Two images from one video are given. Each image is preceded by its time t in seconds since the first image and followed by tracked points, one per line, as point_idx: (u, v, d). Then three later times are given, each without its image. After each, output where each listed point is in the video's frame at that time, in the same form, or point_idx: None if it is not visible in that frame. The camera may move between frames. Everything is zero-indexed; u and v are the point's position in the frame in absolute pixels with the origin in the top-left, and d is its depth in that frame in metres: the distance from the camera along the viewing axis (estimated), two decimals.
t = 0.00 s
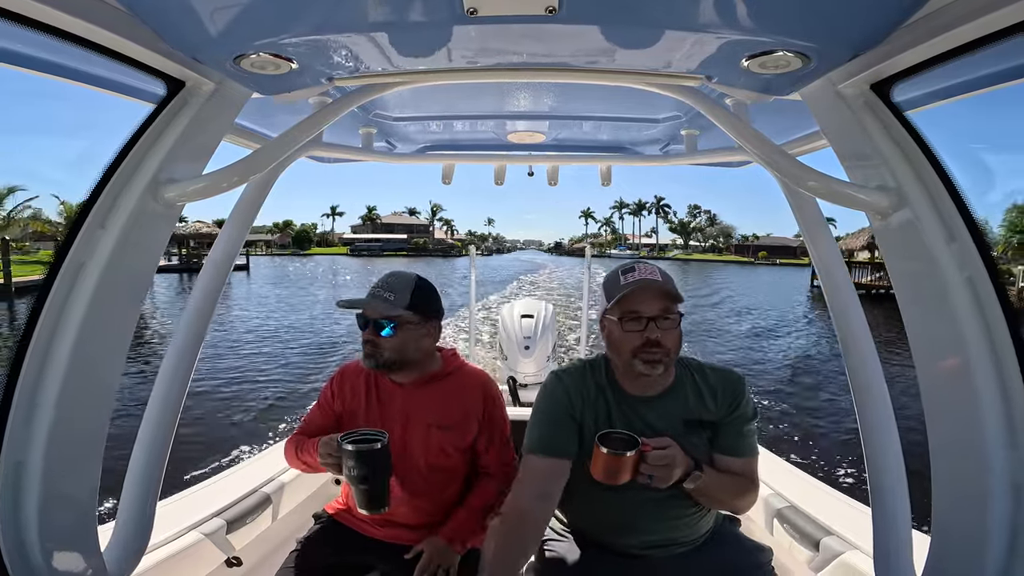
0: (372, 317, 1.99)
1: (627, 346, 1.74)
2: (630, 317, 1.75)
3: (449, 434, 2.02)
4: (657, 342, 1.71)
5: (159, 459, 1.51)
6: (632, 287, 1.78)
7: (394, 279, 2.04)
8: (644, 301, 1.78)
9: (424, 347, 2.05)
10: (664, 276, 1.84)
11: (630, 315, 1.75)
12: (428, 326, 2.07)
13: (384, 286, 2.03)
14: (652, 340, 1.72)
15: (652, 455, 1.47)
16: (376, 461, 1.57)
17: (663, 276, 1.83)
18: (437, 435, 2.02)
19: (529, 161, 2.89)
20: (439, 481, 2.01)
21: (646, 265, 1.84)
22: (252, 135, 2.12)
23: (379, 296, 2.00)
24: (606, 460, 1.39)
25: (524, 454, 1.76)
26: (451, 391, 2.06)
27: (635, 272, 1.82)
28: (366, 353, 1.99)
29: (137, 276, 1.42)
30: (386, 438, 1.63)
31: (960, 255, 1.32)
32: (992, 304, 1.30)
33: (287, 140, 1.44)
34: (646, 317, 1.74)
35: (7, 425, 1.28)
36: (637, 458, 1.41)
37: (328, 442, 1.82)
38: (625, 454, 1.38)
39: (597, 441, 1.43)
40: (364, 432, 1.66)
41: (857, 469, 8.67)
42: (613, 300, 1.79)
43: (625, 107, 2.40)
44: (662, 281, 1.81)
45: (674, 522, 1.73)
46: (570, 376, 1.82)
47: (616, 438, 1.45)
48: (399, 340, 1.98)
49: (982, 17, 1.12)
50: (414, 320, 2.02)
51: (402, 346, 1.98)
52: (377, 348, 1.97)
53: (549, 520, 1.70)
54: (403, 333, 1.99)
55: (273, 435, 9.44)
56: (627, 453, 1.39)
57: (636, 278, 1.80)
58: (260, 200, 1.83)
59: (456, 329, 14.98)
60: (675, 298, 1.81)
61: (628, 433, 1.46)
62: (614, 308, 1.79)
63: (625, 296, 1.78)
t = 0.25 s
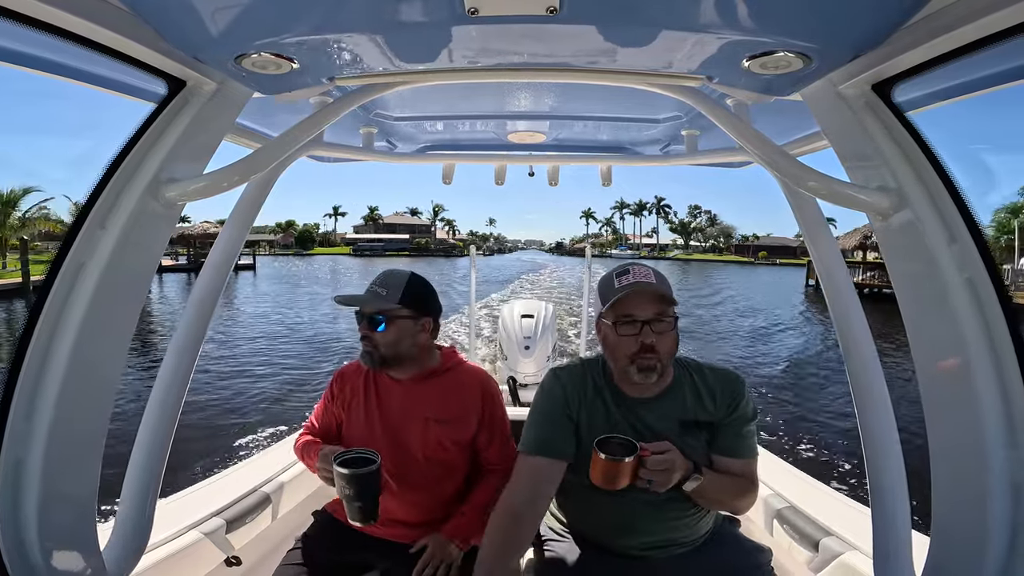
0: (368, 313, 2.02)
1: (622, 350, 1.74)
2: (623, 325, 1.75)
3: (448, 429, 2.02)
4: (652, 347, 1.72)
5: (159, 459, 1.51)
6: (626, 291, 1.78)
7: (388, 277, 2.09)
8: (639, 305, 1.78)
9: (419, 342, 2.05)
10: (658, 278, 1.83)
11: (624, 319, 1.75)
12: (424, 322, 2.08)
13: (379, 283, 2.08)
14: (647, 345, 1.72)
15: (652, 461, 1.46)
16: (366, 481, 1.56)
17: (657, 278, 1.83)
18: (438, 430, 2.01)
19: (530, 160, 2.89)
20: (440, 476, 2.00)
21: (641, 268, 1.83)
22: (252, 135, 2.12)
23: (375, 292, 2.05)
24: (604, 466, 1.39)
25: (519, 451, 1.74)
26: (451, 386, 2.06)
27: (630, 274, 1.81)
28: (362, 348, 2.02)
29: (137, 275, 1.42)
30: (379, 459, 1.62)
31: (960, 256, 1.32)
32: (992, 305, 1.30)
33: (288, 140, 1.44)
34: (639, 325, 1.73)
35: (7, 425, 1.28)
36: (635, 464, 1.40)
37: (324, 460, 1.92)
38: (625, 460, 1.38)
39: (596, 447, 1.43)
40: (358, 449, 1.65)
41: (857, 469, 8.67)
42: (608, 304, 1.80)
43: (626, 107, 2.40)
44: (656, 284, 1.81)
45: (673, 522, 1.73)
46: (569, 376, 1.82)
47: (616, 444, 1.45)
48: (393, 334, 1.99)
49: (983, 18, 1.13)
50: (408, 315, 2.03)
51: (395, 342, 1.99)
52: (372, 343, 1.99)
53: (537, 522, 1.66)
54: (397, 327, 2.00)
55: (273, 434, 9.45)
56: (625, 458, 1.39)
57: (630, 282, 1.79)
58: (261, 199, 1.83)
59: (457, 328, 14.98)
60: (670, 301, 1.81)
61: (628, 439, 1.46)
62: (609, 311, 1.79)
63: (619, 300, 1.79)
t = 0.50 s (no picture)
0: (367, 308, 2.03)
1: (623, 346, 1.74)
2: (625, 322, 1.75)
3: (449, 424, 2.00)
4: (653, 344, 1.71)
5: (158, 459, 1.51)
6: (628, 289, 1.78)
7: (387, 274, 2.13)
8: (640, 302, 1.79)
9: (417, 337, 2.06)
10: (660, 276, 1.84)
11: (626, 316, 1.75)
12: (421, 317, 2.09)
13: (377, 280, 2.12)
14: (648, 341, 1.72)
15: (649, 455, 1.45)
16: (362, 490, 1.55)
17: (659, 276, 1.84)
18: (438, 424, 2.00)
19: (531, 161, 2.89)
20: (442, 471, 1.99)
21: (643, 266, 1.83)
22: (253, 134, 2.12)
23: (373, 290, 2.08)
24: (601, 460, 1.39)
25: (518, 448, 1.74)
26: (451, 381, 2.06)
27: (632, 273, 1.81)
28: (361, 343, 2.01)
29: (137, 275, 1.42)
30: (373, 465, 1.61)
31: (960, 256, 1.32)
32: (993, 305, 1.30)
33: (288, 140, 1.44)
34: (640, 322, 1.73)
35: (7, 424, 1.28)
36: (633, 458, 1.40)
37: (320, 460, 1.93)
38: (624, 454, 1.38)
39: (595, 441, 1.43)
40: (356, 454, 1.64)
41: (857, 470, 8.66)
42: (609, 301, 1.80)
43: (627, 107, 2.40)
44: (658, 283, 1.81)
45: (673, 522, 1.73)
46: (570, 374, 1.82)
47: (615, 437, 1.46)
48: (391, 328, 2.00)
49: (984, 19, 1.13)
50: (405, 309, 2.04)
51: (393, 335, 1.99)
52: (371, 337, 1.99)
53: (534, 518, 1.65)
54: (394, 321, 2.01)
55: (273, 434, 9.45)
56: (623, 451, 1.39)
57: (632, 280, 1.79)
58: (263, 198, 1.83)
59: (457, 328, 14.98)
60: (672, 300, 1.81)
61: (627, 433, 1.46)
62: (611, 308, 1.80)
63: (622, 297, 1.79)
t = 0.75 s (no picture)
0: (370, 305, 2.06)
1: (628, 344, 1.74)
2: (628, 320, 1.75)
3: (453, 424, 2.01)
4: (657, 341, 1.71)
5: (158, 460, 1.51)
6: (634, 286, 1.78)
7: (390, 272, 2.16)
8: (644, 300, 1.79)
9: (420, 333, 2.08)
10: (664, 275, 1.83)
11: (631, 314, 1.75)
12: (423, 313, 2.11)
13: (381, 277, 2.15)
14: (652, 339, 1.72)
15: (655, 450, 1.45)
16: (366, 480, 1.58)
17: (664, 276, 1.83)
18: (440, 418, 2.00)
19: (531, 161, 2.89)
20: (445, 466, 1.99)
21: (647, 265, 1.83)
22: (253, 134, 2.12)
23: (377, 287, 2.11)
24: (607, 455, 1.39)
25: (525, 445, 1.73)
26: (454, 380, 2.07)
27: (636, 272, 1.81)
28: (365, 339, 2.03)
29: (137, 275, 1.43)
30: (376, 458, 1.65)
31: (960, 257, 1.32)
32: (993, 306, 1.29)
33: (289, 139, 1.44)
34: (644, 319, 1.73)
35: (7, 423, 1.27)
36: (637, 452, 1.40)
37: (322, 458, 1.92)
38: (628, 447, 1.38)
39: (601, 436, 1.43)
40: (358, 449, 1.69)
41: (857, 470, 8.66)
42: (613, 299, 1.80)
43: (627, 107, 2.40)
44: (663, 281, 1.81)
45: (674, 521, 1.73)
46: (572, 372, 1.82)
47: (619, 433, 1.46)
48: (394, 324, 2.02)
49: (985, 19, 1.12)
50: (408, 306, 2.07)
51: (396, 331, 2.02)
52: (375, 333, 2.01)
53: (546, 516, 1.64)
54: (397, 317, 2.04)
55: (273, 433, 9.46)
56: (628, 446, 1.39)
57: (636, 279, 1.79)
58: (263, 198, 1.83)
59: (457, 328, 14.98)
60: (674, 298, 1.82)
61: (631, 429, 1.47)
62: (616, 306, 1.79)
63: (627, 295, 1.79)
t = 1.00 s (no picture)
0: (377, 302, 2.09)
1: (630, 347, 1.74)
2: (631, 323, 1.74)
3: (456, 424, 2.02)
4: (660, 344, 1.71)
5: (160, 460, 1.52)
6: (637, 289, 1.78)
7: (398, 271, 2.19)
8: (647, 303, 1.79)
9: (426, 330, 2.11)
10: (667, 278, 1.82)
11: (633, 317, 1.76)
12: (429, 311, 2.14)
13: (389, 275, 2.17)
14: (654, 342, 1.71)
15: (664, 452, 1.45)
16: (366, 478, 1.58)
17: (666, 278, 1.82)
18: (444, 416, 2.01)
19: (531, 161, 2.89)
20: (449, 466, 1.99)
21: (650, 268, 1.81)
22: (254, 135, 2.12)
23: (384, 285, 2.14)
24: (617, 458, 1.39)
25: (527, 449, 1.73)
26: (458, 380, 2.07)
27: (640, 274, 1.80)
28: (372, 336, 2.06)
29: (138, 275, 1.43)
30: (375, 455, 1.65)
31: (961, 256, 1.32)
32: (996, 306, 1.29)
33: (290, 140, 1.44)
34: (647, 323, 1.73)
35: (8, 424, 1.28)
36: (647, 454, 1.40)
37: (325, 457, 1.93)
38: (639, 449, 1.38)
39: (609, 439, 1.43)
40: (359, 445, 1.69)
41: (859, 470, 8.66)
42: (616, 302, 1.81)
43: (628, 107, 2.40)
44: (665, 284, 1.80)
45: (676, 521, 1.73)
46: (574, 373, 1.82)
47: (628, 436, 1.46)
48: (401, 320, 2.05)
49: (985, 18, 1.12)
50: (415, 303, 2.10)
51: (403, 327, 2.05)
52: (382, 329, 2.04)
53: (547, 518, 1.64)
54: (404, 314, 2.07)
55: (275, 434, 9.46)
56: (639, 448, 1.39)
57: (640, 281, 1.78)
58: (264, 198, 1.84)
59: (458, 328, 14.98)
60: (678, 301, 1.81)
61: (640, 432, 1.47)
62: (618, 308, 1.80)
63: (630, 298, 1.79)
